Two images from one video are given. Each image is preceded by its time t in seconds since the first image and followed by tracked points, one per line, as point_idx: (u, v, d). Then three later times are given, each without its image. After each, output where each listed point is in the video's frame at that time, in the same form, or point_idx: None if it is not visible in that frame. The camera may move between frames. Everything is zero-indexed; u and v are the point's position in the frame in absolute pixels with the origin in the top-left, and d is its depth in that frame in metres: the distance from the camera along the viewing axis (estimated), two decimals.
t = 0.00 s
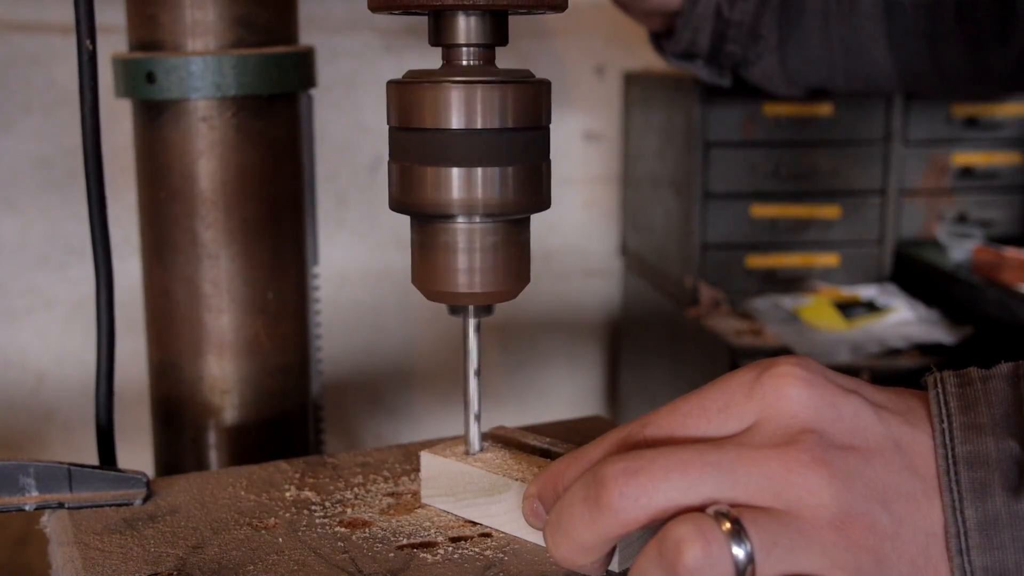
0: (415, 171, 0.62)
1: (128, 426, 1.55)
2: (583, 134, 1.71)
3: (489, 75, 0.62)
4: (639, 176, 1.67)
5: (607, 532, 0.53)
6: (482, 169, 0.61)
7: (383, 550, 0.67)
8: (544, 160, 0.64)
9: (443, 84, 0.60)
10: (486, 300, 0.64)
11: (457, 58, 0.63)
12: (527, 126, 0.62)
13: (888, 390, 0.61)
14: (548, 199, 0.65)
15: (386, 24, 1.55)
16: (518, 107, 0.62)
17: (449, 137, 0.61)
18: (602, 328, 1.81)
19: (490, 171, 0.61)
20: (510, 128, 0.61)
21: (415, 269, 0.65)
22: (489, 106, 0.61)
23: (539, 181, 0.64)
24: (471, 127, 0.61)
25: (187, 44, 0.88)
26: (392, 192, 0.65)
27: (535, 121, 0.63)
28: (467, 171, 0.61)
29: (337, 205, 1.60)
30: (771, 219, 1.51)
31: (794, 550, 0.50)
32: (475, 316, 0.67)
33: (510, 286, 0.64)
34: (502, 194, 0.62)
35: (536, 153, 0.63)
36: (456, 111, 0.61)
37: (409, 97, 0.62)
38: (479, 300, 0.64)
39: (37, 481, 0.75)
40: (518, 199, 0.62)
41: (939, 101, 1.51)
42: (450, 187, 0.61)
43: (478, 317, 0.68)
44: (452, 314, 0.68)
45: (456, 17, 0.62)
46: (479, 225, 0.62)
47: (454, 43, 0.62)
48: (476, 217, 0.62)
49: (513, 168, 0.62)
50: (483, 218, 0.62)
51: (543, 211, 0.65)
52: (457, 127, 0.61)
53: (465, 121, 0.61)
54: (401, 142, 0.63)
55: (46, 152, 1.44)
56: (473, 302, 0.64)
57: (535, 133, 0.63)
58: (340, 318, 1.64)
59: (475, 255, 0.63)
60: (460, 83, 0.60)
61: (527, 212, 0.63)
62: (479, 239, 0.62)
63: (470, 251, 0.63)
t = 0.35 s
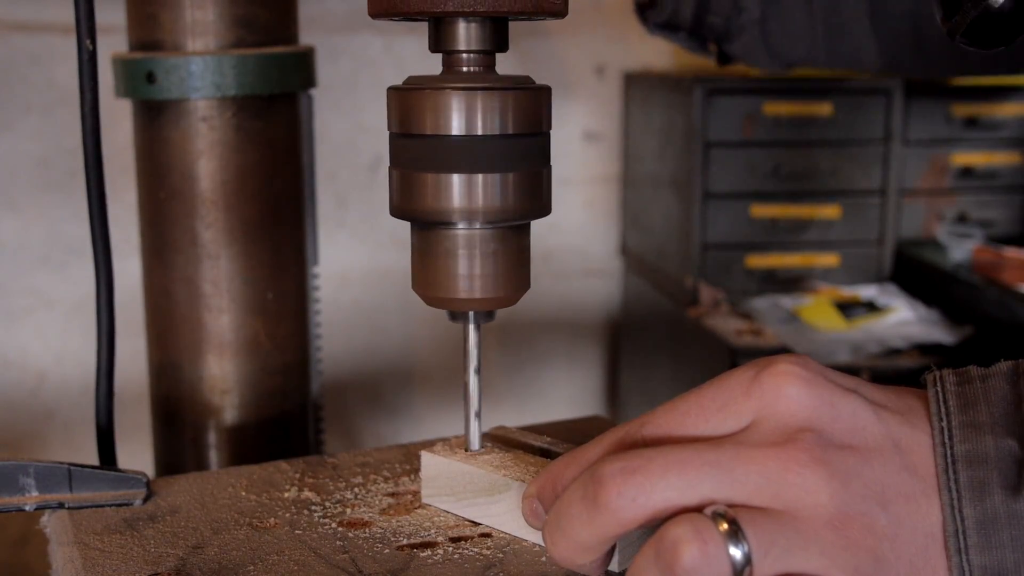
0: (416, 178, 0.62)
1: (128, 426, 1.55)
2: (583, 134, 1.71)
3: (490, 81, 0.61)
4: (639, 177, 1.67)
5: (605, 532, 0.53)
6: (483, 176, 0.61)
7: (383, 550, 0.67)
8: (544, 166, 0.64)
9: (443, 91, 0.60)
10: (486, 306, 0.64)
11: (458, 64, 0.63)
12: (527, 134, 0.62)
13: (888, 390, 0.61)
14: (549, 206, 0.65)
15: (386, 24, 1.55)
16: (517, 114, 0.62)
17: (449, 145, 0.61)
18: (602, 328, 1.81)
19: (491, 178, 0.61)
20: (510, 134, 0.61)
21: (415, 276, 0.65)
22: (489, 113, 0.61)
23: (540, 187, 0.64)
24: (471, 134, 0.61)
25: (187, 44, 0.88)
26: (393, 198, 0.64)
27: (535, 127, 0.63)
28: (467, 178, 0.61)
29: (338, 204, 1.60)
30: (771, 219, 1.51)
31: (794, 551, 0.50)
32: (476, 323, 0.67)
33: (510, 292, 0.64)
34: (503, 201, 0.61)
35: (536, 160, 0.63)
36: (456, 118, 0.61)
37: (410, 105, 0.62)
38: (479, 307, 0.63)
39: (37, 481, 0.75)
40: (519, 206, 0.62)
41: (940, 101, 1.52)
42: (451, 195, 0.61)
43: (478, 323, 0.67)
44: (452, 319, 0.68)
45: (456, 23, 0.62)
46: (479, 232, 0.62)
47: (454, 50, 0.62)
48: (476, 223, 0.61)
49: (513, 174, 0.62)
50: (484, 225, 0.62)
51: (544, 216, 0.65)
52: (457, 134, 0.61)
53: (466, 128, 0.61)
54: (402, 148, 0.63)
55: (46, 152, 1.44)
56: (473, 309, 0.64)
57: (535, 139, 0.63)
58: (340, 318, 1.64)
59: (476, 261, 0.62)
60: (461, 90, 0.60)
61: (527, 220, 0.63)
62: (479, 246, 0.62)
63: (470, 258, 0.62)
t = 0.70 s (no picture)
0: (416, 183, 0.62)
1: (128, 426, 1.55)
2: (583, 134, 1.71)
3: (489, 83, 0.61)
4: (639, 176, 1.67)
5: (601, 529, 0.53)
6: (483, 179, 0.61)
7: (384, 550, 0.67)
8: (543, 170, 0.64)
9: (443, 95, 0.60)
10: (486, 309, 0.64)
11: (458, 67, 0.63)
12: (527, 136, 0.62)
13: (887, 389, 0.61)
14: (549, 209, 0.65)
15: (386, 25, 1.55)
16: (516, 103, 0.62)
17: (449, 145, 0.61)
18: (602, 328, 1.81)
19: (490, 181, 0.61)
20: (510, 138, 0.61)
21: (416, 280, 0.65)
22: (489, 117, 0.61)
23: (539, 189, 0.64)
24: (471, 138, 0.61)
25: (188, 45, 0.89)
26: (392, 203, 0.64)
27: (535, 130, 0.63)
28: (467, 181, 0.61)
29: (338, 204, 1.60)
30: (771, 219, 1.51)
31: (793, 550, 0.50)
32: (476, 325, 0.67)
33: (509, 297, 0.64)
34: (502, 205, 0.61)
35: (535, 163, 0.63)
36: (456, 120, 0.61)
37: (410, 108, 0.62)
38: (478, 310, 0.63)
39: (38, 481, 0.75)
40: (518, 211, 0.62)
41: (939, 102, 1.53)
42: (451, 199, 0.61)
43: (478, 325, 0.67)
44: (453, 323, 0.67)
45: (456, 26, 0.62)
46: (479, 235, 0.62)
47: (454, 52, 0.62)
48: (476, 227, 0.61)
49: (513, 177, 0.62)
50: (483, 228, 0.62)
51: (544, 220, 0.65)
52: (457, 138, 0.61)
53: (465, 132, 0.61)
54: (402, 153, 0.62)
55: (46, 152, 1.44)
56: (473, 313, 0.64)
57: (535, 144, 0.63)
58: (340, 318, 1.64)
59: (476, 264, 0.62)
60: (460, 93, 0.60)
61: (527, 222, 0.63)
62: (479, 250, 0.62)
63: (470, 261, 0.62)
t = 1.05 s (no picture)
0: (415, 95, 0.62)
1: (128, 426, 1.55)
2: (583, 133, 1.71)
3: None
4: (639, 176, 1.67)
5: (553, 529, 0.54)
6: (483, 91, 0.61)
7: (384, 551, 0.67)
8: (545, 86, 0.63)
9: (442, 6, 0.60)
10: (485, 228, 0.64)
11: None
12: (527, 49, 0.62)
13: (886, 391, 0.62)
14: (549, 127, 0.64)
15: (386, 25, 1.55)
16: (517, 79, 0.61)
17: (448, 57, 0.61)
18: (603, 327, 1.81)
19: (490, 94, 0.61)
20: (511, 51, 0.61)
21: (415, 198, 0.65)
22: (489, 29, 0.61)
23: (540, 105, 0.63)
24: (472, 49, 0.61)
25: (188, 44, 0.88)
26: (392, 118, 0.64)
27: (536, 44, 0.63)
28: (467, 93, 0.61)
29: (338, 205, 1.60)
30: (771, 219, 1.51)
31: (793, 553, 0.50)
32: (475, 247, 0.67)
33: (509, 217, 0.64)
34: (502, 119, 0.61)
35: (537, 78, 0.62)
36: (456, 32, 0.60)
37: (408, 24, 0.61)
38: (478, 228, 0.64)
39: (37, 481, 0.75)
40: (518, 126, 0.62)
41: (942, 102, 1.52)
42: (451, 110, 0.61)
43: (477, 248, 0.67)
44: (451, 245, 0.67)
45: None
46: (479, 151, 0.62)
47: None
48: (476, 142, 0.61)
49: (514, 91, 0.61)
50: (483, 143, 0.62)
51: (545, 138, 0.64)
52: (457, 49, 0.61)
53: (465, 43, 0.61)
54: (401, 67, 0.62)
55: (46, 152, 1.44)
56: (472, 231, 0.64)
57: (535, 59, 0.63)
58: (339, 318, 1.64)
59: (476, 182, 0.62)
60: (460, 6, 0.60)
61: (527, 137, 0.62)
62: (479, 167, 0.62)
63: (469, 178, 0.62)
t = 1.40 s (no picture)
0: (416, 108, 0.62)
1: (128, 425, 1.55)
2: (583, 133, 1.71)
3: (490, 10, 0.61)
4: (639, 176, 1.67)
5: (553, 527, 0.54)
6: (483, 105, 0.61)
7: (385, 551, 0.67)
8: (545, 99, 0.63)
9: (443, 21, 0.60)
10: (485, 240, 0.64)
11: None
12: (527, 63, 0.62)
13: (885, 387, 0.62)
14: (549, 140, 0.64)
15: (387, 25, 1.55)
16: (516, 91, 0.61)
17: (449, 70, 0.61)
18: (603, 327, 1.81)
19: (491, 108, 0.61)
20: (511, 65, 0.61)
21: (415, 211, 0.65)
22: (489, 41, 0.61)
23: (541, 118, 0.63)
24: (472, 63, 0.61)
25: (188, 44, 0.88)
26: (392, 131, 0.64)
27: (536, 59, 0.63)
28: (467, 107, 0.61)
29: (338, 205, 1.60)
30: (771, 219, 1.51)
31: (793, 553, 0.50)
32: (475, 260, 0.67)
33: (510, 228, 0.64)
34: (502, 133, 0.61)
35: (536, 93, 0.63)
36: (456, 46, 0.60)
37: (409, 36, 0.61)
38: (479, 240, 0.64)
39: (38, 481, 0.75)
40: (519, 139, 0.62)
41: (939, 101, 1.54)
42: (451, 123, 0.61)
43: (478, 262, 0.67)
44: (452, 257, 0.67)
45: None
46: (479, 163, 0.62)
47: None
48: (476, 155, 0.61)
49: (514, 105, 0.61)
50: (483, 156, 0.62)
51: (544, 150, 0.65)
52: (457, 63, 0.61)
53: (466, 57, 0.61)
54: (402, 80, 0.62)
55: (46, 152, 1.44)
56: (473, 244, 0.64)
57: (535, 73, 0.63)
58: (339, 318, 1.64)
59: (476, 194, 0.62)
60: (460, 19, 0.60)
61: (527, 150, 0.62)
62: (479, 179, 0.62)
63: (469, 191, 0.62)
